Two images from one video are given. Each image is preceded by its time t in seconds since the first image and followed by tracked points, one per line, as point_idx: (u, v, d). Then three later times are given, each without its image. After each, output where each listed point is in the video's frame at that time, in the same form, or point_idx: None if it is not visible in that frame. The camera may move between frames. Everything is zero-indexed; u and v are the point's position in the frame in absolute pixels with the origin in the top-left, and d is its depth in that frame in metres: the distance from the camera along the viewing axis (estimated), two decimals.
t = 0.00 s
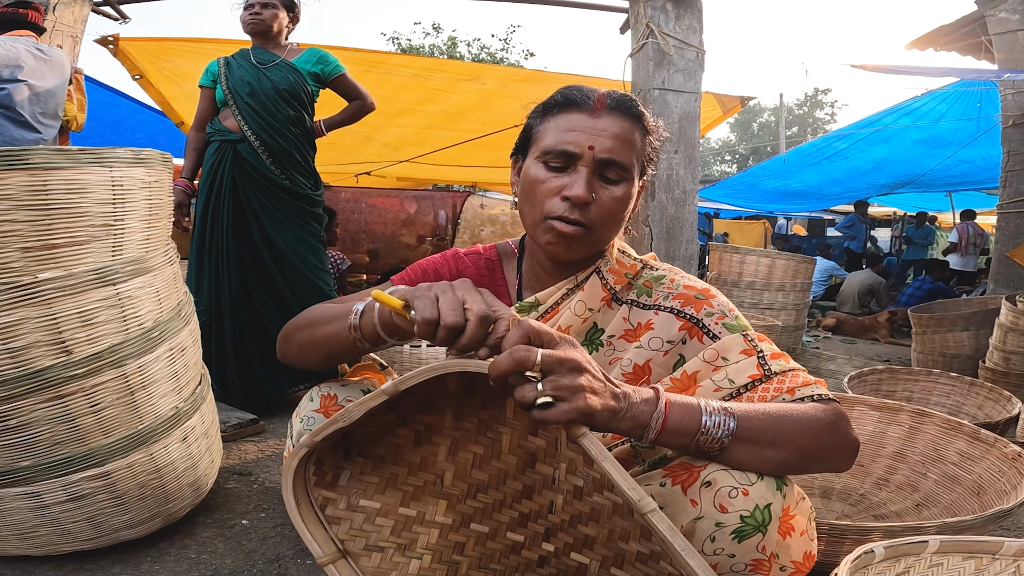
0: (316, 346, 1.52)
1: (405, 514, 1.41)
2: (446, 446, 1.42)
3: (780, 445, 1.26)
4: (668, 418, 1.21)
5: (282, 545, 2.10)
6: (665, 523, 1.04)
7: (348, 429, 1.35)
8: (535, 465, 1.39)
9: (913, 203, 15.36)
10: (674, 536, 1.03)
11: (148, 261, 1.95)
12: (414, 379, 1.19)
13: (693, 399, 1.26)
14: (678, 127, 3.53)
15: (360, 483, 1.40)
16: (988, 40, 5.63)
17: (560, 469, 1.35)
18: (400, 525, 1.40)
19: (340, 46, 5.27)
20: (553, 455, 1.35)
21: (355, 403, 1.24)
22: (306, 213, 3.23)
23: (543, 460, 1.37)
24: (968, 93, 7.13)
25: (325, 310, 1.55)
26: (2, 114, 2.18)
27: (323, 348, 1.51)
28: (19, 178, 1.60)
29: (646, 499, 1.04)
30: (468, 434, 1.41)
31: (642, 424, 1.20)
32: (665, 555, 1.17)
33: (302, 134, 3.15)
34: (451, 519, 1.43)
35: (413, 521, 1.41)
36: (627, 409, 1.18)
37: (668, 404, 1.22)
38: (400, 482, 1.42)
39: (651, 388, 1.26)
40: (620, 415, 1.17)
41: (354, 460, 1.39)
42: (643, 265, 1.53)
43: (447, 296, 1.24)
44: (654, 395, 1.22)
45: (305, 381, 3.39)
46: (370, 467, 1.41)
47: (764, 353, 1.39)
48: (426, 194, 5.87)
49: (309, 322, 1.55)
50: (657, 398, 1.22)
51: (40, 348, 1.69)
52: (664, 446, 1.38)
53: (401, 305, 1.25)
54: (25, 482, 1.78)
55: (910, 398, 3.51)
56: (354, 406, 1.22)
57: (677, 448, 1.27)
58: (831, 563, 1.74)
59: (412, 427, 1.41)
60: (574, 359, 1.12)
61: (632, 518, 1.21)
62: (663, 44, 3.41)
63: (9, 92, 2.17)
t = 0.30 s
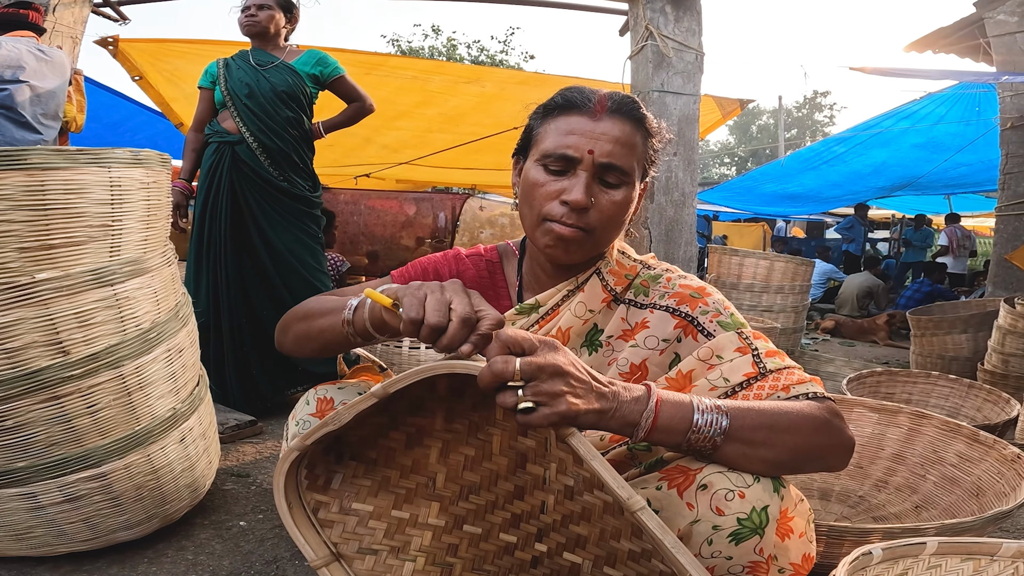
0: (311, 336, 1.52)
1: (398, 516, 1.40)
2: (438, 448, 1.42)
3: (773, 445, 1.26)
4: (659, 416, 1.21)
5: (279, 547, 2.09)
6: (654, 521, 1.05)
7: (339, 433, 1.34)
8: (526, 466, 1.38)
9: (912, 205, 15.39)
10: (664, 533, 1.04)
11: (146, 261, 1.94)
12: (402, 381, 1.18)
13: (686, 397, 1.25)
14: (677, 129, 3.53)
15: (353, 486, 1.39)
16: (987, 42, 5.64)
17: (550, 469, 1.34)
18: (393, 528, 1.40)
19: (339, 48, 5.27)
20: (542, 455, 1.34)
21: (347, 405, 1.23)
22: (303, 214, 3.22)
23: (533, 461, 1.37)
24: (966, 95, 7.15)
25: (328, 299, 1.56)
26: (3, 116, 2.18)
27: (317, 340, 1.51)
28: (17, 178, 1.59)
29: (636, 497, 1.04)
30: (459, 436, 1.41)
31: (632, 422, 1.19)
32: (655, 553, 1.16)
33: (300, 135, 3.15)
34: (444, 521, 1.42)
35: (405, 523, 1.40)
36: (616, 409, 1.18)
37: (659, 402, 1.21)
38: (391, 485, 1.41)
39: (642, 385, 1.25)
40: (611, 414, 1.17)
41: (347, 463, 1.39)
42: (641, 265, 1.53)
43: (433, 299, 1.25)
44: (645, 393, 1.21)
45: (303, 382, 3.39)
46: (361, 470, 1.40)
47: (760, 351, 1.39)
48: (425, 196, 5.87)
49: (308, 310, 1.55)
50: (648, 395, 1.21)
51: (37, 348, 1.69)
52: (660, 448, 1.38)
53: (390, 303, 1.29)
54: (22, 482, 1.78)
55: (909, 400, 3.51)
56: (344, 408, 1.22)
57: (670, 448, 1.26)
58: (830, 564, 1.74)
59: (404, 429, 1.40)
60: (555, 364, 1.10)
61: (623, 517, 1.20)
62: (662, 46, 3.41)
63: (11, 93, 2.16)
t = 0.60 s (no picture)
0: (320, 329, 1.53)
1: (404, 515, 1.41)
2: (444, 447, 1.42)
3: (779, 443, 1.26)
4: (673, 421, 1.18)
5: (280, 547, 2.09)
6: (667, 530, 1.04)
7: (344, 431, 1.34)
8: (534, 467, 1.38)
9: (911, 208, 15.42)
10: (677, 543, 1.03)
11: (149, 261, 1.94)
12: (410, 381, 1.17)
13: (699, 399, 1.23)
14: (677, 130, 3.53)
15: (357, 484, 1.39)
16: (986, 44, 5.65)
17: (559, 472, 1.35)
18: (398, 527, 1.40)
19: (340, 49, 5.28)
20: (552, 458, 1.35)
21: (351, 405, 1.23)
22: (303, 215, 3.22)
23: (541, 463, 1.37)
24: (965, 97, 7.17)
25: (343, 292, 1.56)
26: (6, 115, 2.18)
27: (326, 330, 1.53)
28: (20, 177, 1.59)
29: (649, 507, 1.04)
30: (466, 435, 1.40)
31: (646, 425, 1.17)
32: (667, 561, 1.17)
33: (300, 136, 3.15)
34: (448, 521, 1.42)
35: (410, 522, 1.41)
36: (632, 415, 1.14)
37: (674, 407, 1.19)
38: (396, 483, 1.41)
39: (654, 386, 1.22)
40: (628, 419, 1.14)
41: (351, 461, 1.38)
42: (644, 265, 1.53)
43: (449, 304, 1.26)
44: (659, 397, 1.18)
45: (303, 383, 3.38)
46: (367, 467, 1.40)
47: (762, 345, 1.38)
48: (425, 198, 5.88)
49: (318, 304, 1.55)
50: (662, 398, 1.18)
51: (39, 347, 1.69)
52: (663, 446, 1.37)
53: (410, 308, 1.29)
54: (23, 482, 1.77)
55: (909, 401, 3.51)
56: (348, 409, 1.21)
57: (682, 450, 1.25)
58: (832, 564, 1.74)
59: (409, 428, 1.39)
60: (576, 378, 1.06)
61: (634, 523, 1.21)
62: (662, 49, 3.42)
63: (15, 93, 2.17)
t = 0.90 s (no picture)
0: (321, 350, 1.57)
1: (423, 514, 1.41)
2: (465, 447, 1.43)
3: (789, 450, 1.27)
4: (690, 427, 1.19)
5: (282, 548, 2.09)
6: (687, 539, 1.04)
7: (370, 426, 1.34)
8: (555, 471, 1.41)
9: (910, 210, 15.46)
10: (697, 552, 1.03)
11: (152, 263, 1.95)
12: (433, 379, 1.18)
13: (713, 405, 1.23)
14: (677, 133, 3.55)
15: (379, 480, 1.39)
16: (984, 47, 5.67)
17: (580, 477, 1.38)
18: (418, 525, 1.40)
19: (341, 51, 5.30)
20: (573, 462, 1.38)
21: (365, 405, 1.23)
22: (304, 217, 3.23)
23: (563, 466, 1.40)
24: (963, 99, 7.20)
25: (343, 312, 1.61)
26: (9, 116, 2.18)
27: (328, 355, 1.58)
28: (26, 179, 1.60)
29: (669, 514, 1.04)
30: (488, 436, 1.42)
31: (664, 433, 1.17)
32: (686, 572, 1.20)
33: (301, 138, 3.16)
34: (469, 521, 1.43)
35: (431, 520, 1.41)
36: (651, 420, 1.15)
37: (690, 414, 1.19)
38: (418, 481, 1.41)
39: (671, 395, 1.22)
40: (647, 423, 1.14)
41: (374, 457, 1.39)
42: (646, 268, 1.54)
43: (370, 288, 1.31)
44: (677, 404, 1.19)
45: (305, 385, 3.39)
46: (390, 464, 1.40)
47: (767, 353, 1.40)
48: (424, 200, 5.89)
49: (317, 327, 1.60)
50: (680, 406, 1.19)
51: (44, 349, 1.69)
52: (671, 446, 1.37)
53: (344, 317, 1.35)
54: (26, 483, 1.78)
55: (908, 404, 3.52)
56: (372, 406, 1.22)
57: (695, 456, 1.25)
58: (832, 566, 1.75)
59: (433, 426, 1.41)
60: (607, 374, 1.07)
61: (653, 530, 1.25)
62: (662, 51, 3.44)
63: (19, 94, 2.17)
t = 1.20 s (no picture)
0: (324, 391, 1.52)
1: (465, 512, 1.41)
2: (519, 451, 1.44)
3: (810, 454, 1.27)
4: (748, 442, 1.17)
5: (284, 550, 2.10)
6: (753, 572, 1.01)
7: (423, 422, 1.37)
8: (614, 486, 1.40)
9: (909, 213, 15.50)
10: None
11: (156, 266, 1.96)
12: (501, 385, 1.14)
13: (759, 417, 1.23)
14: (677, 136, 3.56)
15: (424, 475, 1.41)
16: (983, 49, 5.70)
17: (640, 495, 1.37)
18: (457, 523, 1.41)
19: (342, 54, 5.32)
20: (635, 480, 1.38)
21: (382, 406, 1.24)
22: (305, 219, 3.24)
23: (622, 483, 1.39)
24: (962, 101, 7.23)
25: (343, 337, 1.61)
26: (12, 119, 2.19)
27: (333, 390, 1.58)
28: (31, 182, 1.61)
29: (738, 547, 1.00)
30: (545, 442, 1.43)
31: (724, 448, 1.14)
32: None
33: (301, 140, 3.17)
34: (510, 525, 1.43)
35: (470, 519, 1.42)
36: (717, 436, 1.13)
37: (747, 429, 1.17)
38: (470, 483, 1.43)
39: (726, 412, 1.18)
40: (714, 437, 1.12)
41: (422, 450, 1.41)
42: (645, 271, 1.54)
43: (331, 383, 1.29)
44: (734, 420, 1.16)
45: (304, 388, 3.39)
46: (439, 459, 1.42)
47: (774, 358, 1.40)
48: (424, 203, 5.91)
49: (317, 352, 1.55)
50: (738, 423, 1.16)
51: (47, 351, 1.70)
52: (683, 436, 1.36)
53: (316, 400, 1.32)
54: (30, 486, 1.78)
55: (907, 406, 3.54)
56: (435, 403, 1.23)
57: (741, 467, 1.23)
58: (834, 568, 1.75)
59: (487, 425, 1.43)
60: (694, 395, 1.05)
61: (712, 558, 1.28)
62: (662, 54, 3.45)
63: (22, 96, 2.18)
